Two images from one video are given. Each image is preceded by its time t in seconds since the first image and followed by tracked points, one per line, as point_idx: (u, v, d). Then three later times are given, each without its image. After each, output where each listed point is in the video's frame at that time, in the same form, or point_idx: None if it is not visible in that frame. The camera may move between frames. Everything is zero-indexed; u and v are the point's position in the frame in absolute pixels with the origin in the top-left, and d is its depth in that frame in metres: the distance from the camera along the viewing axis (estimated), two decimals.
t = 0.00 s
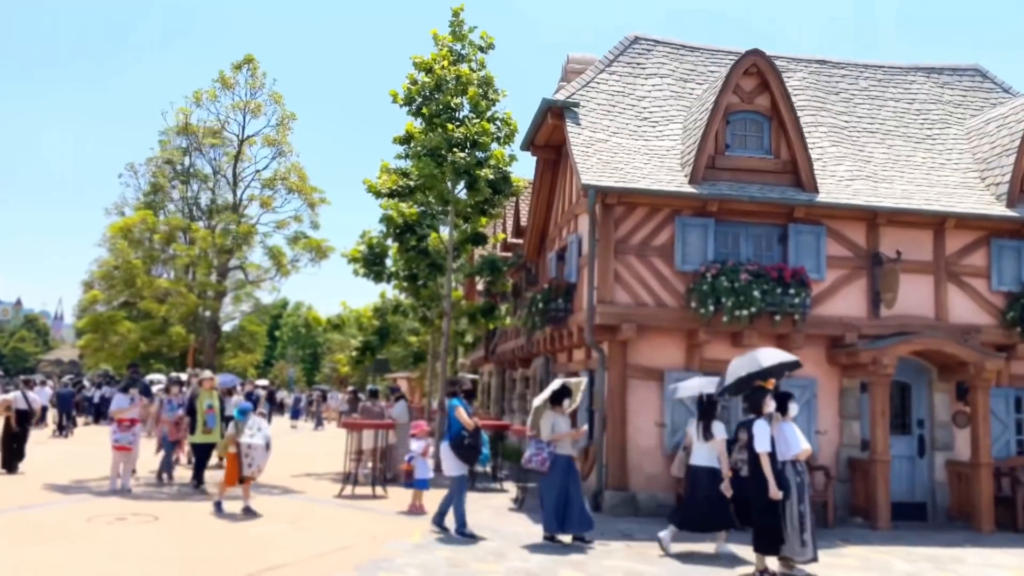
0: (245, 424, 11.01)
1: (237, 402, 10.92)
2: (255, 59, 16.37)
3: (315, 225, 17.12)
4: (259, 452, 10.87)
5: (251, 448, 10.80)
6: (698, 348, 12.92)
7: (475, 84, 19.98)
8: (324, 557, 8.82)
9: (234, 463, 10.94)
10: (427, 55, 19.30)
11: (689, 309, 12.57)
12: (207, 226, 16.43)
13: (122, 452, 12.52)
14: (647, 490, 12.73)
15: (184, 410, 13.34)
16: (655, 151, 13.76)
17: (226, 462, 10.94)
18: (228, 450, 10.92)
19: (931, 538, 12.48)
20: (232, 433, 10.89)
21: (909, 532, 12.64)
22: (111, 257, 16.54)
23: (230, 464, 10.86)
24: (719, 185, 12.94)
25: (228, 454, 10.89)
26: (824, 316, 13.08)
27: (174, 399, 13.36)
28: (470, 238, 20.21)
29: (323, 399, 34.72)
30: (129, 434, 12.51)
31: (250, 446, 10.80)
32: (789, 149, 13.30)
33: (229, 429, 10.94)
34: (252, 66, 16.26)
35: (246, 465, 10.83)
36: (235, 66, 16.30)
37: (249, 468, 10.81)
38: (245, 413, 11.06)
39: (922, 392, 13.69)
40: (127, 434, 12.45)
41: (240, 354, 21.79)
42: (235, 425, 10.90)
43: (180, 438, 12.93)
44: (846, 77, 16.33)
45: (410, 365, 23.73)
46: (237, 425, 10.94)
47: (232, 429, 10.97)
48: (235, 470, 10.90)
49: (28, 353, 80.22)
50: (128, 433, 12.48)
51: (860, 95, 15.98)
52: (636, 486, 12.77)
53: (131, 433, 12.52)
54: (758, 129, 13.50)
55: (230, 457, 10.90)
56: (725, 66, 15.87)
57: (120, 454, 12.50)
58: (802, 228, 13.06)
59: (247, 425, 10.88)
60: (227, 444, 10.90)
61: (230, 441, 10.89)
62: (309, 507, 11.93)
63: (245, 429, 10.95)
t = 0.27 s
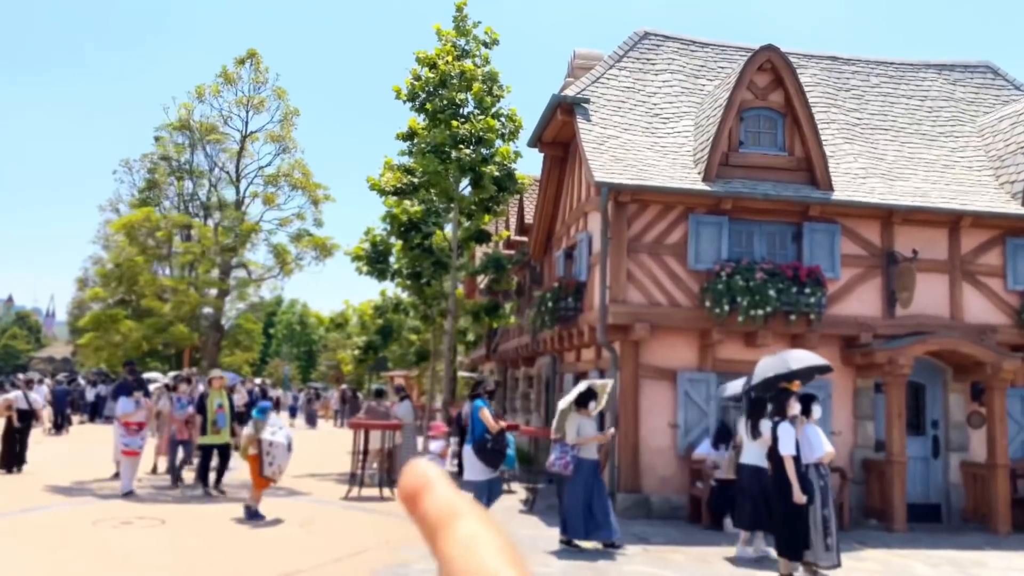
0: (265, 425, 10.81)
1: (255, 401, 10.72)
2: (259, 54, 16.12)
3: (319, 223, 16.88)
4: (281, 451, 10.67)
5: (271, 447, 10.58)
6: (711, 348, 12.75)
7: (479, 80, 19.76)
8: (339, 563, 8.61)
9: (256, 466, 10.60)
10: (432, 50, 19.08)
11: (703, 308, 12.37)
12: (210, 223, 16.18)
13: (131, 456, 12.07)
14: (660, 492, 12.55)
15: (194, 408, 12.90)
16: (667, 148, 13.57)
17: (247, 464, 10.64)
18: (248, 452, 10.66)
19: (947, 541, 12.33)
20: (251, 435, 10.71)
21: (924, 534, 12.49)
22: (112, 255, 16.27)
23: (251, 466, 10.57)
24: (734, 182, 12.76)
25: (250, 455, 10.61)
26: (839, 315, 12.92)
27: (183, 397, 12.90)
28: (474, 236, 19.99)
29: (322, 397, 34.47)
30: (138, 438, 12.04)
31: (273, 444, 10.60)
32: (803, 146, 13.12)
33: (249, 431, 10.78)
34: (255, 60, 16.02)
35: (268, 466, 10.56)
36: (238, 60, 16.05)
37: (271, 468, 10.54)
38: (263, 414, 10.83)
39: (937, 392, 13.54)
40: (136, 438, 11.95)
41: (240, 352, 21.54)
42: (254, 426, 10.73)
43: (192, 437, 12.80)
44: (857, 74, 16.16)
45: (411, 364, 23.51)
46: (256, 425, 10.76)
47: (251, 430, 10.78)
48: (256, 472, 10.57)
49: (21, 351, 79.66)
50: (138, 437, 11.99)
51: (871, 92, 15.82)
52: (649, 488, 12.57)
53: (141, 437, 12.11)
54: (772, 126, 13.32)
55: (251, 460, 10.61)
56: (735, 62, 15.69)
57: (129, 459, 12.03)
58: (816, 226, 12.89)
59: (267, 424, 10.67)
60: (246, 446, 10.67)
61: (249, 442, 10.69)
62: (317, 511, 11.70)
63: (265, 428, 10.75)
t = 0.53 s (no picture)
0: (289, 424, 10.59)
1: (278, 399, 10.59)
2: (267, 46, 15.92)
3: (327, 218, 16.68)
4: (308, 450, 10.44)
5: (299, 447, 10.36)
6: (728, 344, 12.59)
7: (488, 73, 19.54)
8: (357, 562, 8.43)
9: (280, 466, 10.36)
10: (440, 43, 18.88)
11: (721, 303, 12.19)
12: (217, 217, 15.97)
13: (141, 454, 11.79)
14: (677, 489, 12.38)
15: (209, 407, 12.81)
16: (682, 140, 13.38)
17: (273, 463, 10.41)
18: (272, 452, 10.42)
19: (967, 538, 12.16)
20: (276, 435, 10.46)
21: (944, 531, 12.32)
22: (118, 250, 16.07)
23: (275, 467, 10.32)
24: (752, 175, 12.58)
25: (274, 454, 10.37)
26: (858, 310, 12.74)
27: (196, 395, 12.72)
28: (482, 231, 19.80)
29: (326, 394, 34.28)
30: (148, 434, 11.88)
31: (300, 442, 10.40)
32: (821, 138, 12.94)
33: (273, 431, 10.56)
34: (264, 53, 15.82)
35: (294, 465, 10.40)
36: (246, 52, 15.85)
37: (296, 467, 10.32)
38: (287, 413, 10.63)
39: (955, 388, 13.37)
40: (145, 433, 11.81)
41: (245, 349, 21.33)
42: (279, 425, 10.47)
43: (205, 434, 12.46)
44: (872, 67, 15.98)
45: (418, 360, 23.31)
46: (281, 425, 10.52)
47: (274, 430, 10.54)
48: (281, 472, 10.34)
49: (20, 349, 79.39)
50: (147, 432, 11.85)
51: (887, 84, 15.63)
52: (665, 486, 12.40)
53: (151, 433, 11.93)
54: (789, 118, 13.14)
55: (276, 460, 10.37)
56: (749, 54, 15.49)
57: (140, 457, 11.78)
58: (835, 220, 12.71)
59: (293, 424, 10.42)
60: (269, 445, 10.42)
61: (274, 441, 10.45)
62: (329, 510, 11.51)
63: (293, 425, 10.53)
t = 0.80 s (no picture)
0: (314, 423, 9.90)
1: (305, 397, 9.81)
2: (279, 40, 15.71)
3: (340, 214, 16.46)
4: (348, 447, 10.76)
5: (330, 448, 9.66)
6: (751, 342, 12.38)
7: (501, 68, 19.31)
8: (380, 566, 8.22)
9: (307, 469, 9.59)
10: (453, 37, 18.64)
11: (745, 301, 11.98)
12: (229, 214, 15.76)
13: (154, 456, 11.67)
14: (699, 491, 12.17)
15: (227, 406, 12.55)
16: (703, 135, 13.15)
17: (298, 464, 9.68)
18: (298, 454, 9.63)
19: (996, 541, 11.92)
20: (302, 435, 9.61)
21: (973, 533, 12.08)
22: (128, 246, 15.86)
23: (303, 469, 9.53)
24: (776, 170, 12.35)
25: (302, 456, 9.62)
26: (883, 308, 12.51)
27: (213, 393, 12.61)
28: (495, 228, 19.57)
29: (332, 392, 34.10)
30: (162, 436, 11.70)
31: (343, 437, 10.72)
32: (846, 133, 12.70)
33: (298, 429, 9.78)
34: (276, 47, 15.61)
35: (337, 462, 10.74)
36: (258, 47, 15.64)
37: (338, 465, 10.56)
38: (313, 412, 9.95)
39: (982, 387, 13.13)
40: (160, 436, 11.64)
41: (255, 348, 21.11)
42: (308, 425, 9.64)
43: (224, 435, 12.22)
44: (894, 60, 15.73)
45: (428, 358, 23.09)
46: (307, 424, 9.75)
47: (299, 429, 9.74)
48: (309, 475, 9.58)
49: (24, 346, 79.26)
50: (161, 435, 11.66)
51: (909, 78, 15.38)
52: (688, 487, 12.20)
53: (165, 435, 11.74)
54: (813, 112, 12.90)
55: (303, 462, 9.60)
56: (768, 48, 15.25)
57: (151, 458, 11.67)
58: (861, 216, 12.47)
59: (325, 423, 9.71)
60: (296, 446, 9.58)
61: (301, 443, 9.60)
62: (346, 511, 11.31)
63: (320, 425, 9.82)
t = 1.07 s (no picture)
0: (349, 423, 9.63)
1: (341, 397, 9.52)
2: (296, 34, 15.51)
3: (357, 211, 16.29)
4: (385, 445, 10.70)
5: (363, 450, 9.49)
6: (779, 341, 12.17)
7: (518, 63, 19.09)
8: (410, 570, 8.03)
9: (340, 470, 9.50)
10: (470, 31, 18.41)
11: (774, 297, 11.79)
12: (244, 210, 15.56)
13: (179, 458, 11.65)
14: (726, 492, 11.97)
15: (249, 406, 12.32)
16: (729, 130, 12.94)
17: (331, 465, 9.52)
18: (332, 455, 9.49)
19: None
20: (336, 437, 9.41)
21: (1006, 535, 11.84)
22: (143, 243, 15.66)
23: (335, 472, 9.46)
24: (804, 165, 12.13)
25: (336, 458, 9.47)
26: (914, 306, 12.27)
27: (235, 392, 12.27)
28: (511, 225, 19.37)
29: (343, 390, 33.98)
30: (186, 439, 11.65)
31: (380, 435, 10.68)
32: (876, 127, 12.47)
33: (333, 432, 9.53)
34: (293, 41, 15.41)
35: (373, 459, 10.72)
36: (274, 41, 15.44)
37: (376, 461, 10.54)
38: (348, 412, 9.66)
39: (1013, 387, 12.89)
40: (184, 439, 11.60)
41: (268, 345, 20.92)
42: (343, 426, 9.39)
43: (241, 435, 12.25)
44: (921, 54, 15.47)
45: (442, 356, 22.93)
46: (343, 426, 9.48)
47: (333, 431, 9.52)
48: (341, 476, 9.50)
49: (32, 344, 79.31)
50: (186, 437, 11.61)
51: (936, 72, 15.12)
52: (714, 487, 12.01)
53: (189, 437, 11.67)
54: (842, 106, 12.66)
55: (336, 465, 9.50)
56: (793, 41, 15.01)
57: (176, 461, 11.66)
58: (891, 211, 12.25)
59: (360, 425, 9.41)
60: (330, 448, 9.42)
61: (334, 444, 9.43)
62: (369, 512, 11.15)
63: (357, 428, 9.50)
